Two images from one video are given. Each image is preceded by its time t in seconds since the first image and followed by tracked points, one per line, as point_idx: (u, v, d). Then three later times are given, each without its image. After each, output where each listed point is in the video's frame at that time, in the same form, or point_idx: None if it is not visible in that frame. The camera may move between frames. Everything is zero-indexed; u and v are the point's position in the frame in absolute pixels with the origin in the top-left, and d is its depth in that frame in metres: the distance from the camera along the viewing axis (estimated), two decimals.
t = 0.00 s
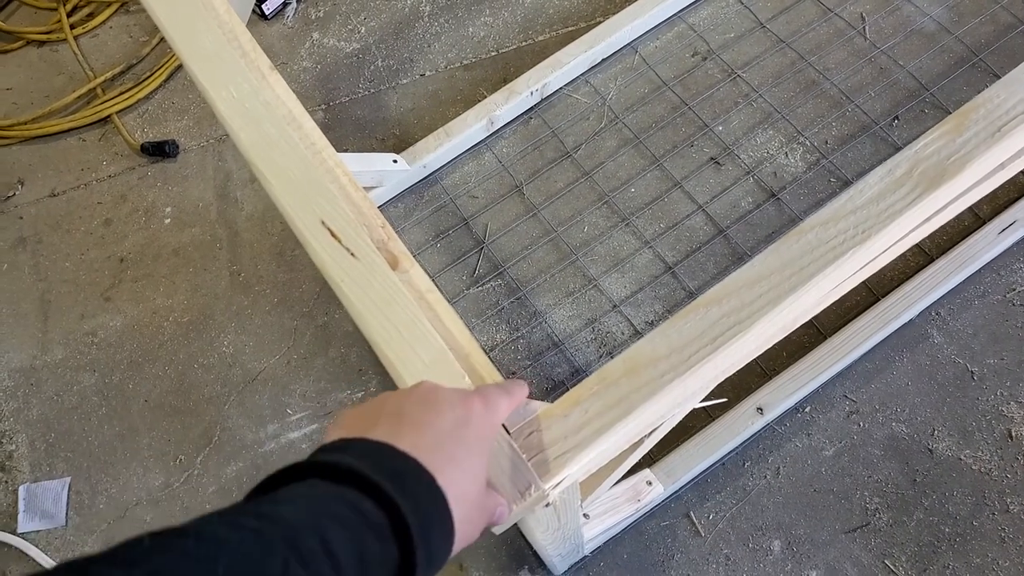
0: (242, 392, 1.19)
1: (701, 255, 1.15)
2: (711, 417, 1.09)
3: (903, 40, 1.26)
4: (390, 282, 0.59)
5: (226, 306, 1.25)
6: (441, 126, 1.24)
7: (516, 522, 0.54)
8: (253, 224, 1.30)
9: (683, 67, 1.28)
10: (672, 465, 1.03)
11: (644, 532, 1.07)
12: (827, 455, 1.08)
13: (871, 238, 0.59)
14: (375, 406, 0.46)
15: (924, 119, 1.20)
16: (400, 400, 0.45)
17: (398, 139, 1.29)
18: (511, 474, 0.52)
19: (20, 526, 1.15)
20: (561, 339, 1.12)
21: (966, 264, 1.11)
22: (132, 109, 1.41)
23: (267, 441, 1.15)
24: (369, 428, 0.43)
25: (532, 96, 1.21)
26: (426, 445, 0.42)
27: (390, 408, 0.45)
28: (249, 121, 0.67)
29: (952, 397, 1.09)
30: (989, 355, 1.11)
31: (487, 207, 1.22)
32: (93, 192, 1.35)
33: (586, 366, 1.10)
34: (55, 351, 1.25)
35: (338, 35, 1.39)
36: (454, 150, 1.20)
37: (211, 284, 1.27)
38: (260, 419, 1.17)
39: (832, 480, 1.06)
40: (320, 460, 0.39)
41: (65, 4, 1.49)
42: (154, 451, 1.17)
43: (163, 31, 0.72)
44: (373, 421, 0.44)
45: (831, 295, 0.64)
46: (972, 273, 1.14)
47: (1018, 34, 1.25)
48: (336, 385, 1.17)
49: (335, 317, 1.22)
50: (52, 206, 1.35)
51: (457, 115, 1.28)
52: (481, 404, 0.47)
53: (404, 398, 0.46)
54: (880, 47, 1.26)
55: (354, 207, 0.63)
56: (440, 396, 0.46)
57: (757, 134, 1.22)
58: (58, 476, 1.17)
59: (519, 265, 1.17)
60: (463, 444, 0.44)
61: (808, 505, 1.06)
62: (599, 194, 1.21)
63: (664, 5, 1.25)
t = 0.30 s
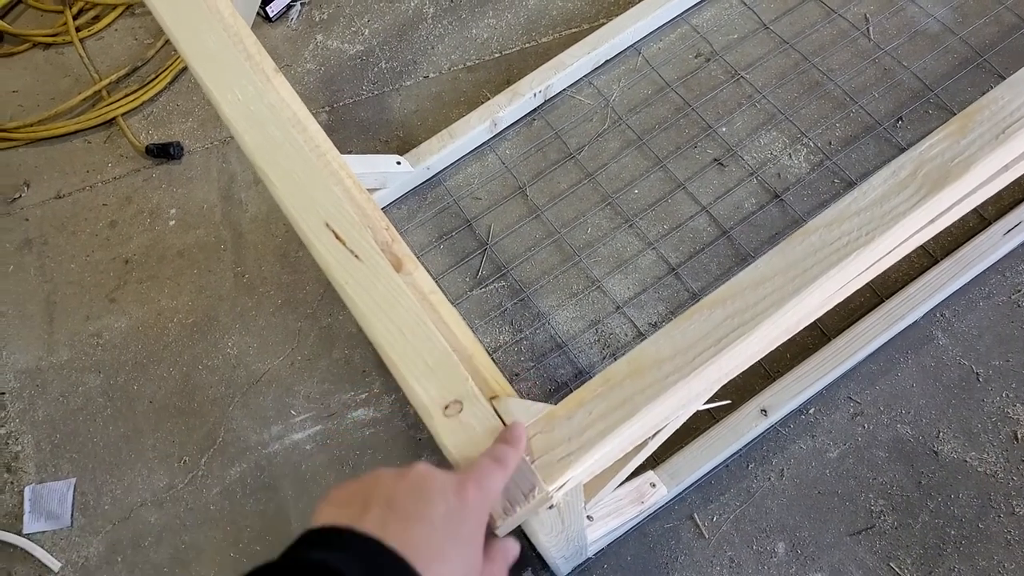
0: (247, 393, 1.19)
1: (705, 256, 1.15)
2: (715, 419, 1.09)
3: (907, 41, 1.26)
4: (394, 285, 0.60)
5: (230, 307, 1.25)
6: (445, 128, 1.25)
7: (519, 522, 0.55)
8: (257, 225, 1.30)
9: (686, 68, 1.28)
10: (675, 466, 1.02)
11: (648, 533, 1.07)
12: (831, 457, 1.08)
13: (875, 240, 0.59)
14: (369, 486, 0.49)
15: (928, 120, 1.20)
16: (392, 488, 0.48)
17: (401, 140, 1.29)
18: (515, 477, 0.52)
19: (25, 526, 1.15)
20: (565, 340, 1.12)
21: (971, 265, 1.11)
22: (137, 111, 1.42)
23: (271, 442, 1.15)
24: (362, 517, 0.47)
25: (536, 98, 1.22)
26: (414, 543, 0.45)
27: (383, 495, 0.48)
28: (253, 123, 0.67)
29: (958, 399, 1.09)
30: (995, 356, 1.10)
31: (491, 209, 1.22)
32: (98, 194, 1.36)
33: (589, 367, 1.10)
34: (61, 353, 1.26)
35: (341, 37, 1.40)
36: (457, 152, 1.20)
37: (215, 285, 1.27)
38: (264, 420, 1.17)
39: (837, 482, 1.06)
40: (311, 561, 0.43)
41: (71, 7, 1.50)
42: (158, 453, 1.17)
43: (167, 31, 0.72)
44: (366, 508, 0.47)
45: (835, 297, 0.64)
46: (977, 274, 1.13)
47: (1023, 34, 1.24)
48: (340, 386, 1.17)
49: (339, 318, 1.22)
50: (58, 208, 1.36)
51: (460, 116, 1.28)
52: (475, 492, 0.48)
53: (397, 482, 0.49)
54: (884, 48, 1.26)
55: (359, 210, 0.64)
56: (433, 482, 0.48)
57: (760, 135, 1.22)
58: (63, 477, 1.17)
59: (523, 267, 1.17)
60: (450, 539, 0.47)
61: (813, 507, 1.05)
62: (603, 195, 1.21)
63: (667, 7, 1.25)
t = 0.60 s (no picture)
0: (250, 394, 1.19)
1: (710, 261, 1.15)
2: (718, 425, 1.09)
3: (914, 48, 1.26)
4: (400, 288, 0.60)
5: (234, 308, 1.25)
6: (451, 131, 1.25)
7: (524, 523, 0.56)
8: (263, 226, 1.30)
9: (693, 73, 1.28)
10: (679, 472, 1.02)
11: (650, 539, 1.06)
12: (835, 464, 1.07)
13: (882, 248, 0.59)
14: (379, 510, 0.51)
15: (934, 127, 1.20)
16: (403, 511, 0.50)
17: (407, 143, 1.29)
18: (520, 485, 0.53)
19: (28, 524, 1.15)
20: (569, 344, 1.12)
21: (976, 274, 1.10)
22: (144, 111, 1.43)
23: (274, 443, 1.15)
24: (373, 539, 0.49)
25: (542, 102, 1.22)
26: (425, 563, 0.47)
27: (392, 518, 0.50)
28: (261, 125, 0.67)
29: (962, 407, 1.08)
30: (1000, 365, 1.10)
31: (496, 212, 1.22)
32: (104, 194, 1.37)
33: (593, 371, 1.10)
34: (66, 352, 1.26)
35: (349, 40, 1.40)
36: (463, 155, 1.21)
37: (220, 285, 1.27)
38: (268, 421, 1.17)
39: (840, 489, 1.06)
40: None
41: (80, 8, 1.50)
42: (161, 453, 1.17)
43: (176, 33, 0.72)
44: (375, 531, 0.49)
45: (841, 305, 0.64)
46: (982, 283, 1.13)
47: None
48: (343, 388, 1.17)
49: (343, 320, 1.22)
50: (65, 207, 1.36)
51: (467, 119, 1.28)
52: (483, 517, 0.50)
53: (406, 506, 0.51)
54: (891, 55, 1.26)
55: (366, 212, 0.64)
56: (442, 509, 0.51)
57: (766, 141, 1.22)
58: (66, 476, 1.18)
59: (527, 270, 1.17)
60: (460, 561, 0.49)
61: (816, 514, 1.05)
62: (608, 200, 1.21)
63: (674, 12, 1.25)
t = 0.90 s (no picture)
0: (254, 394, 1.19)
1: (714, 263, 1.15)
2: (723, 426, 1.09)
3: (918, 50, 1.26)
4: (405, 288, 0.60)
5: (239, 308, 1.26)
6: (456, 133, 1.25)
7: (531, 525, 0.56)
8: (267, 227, 1.31)
9: (697, 74, 1.28)
10: (683, 473, 1.02)
11: (655, 540, 1.06)
12: (839, 465, 1.07)
13: (887, 250, 0.59)
14: (398, 493, 0.50)
15: (939, 128, 1.20)
16: (421, 494, 0.49)
17: (412, 144, 1.29)
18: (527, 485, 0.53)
19: (33, 524, 1.15)
20: (573, 345, 1.12)
21: (981, 275, 1.10)
22: (149, 113, 1.43)
23: (279, 443, 1.15)
24: (391, 521, 0.48)
25: (546, 103, 1.22)
26: (442, 547, 0.46)
27: (411, 501, 0.49)
28: (267, 125, 0.67)
29: (967, 409, 1.08)
30: (1004, 367, 1.10)
31: (500, 213, 1.22)
32: (110, 195, 1.37)
33: (597, 372, 1.10)
34: (71, 352, 1.26)
35: (354, 41, 1.41)
36: (467, 157, 1.21)
37: (225, 286, 1.28)
38: (272, 421, 1.17)
39: (844, 491, 1.06)
40: (336, 562, 0.43)
41: (86, 9, 1.51)
42: (166, 453, 1.17)
43: (183, 34, 0.73)
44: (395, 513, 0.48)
45: (846, 306, 0.64)
46: (987, 284, 1.13)
47: None
48: (348, 389, 1.18)
49: (348, 320, 1.22)
50: (70, 208, 1.37)
51: (471, 121, 1.29)
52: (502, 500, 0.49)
53: (425, 488, 0.50)
54: (895, 57, 1.26)
55: (370, 213, 0.64)
56: (460, 491, 0.50)
57: (771, 143, 1.22)
58: (71, 476, 1.18)
59: (531, 271, 1.17)
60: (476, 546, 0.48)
61: (820, 516, 1.05)
62: (612, 201, 1.21)
63: (679, 14, 1.25)
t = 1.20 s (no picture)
0: (257, 397, 1.19)
1: (715, 263, 1.15)
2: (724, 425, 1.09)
3: (917, 50, 1.26)
4: (406, 287, 0.60)
5: (241, 311, 1.26)
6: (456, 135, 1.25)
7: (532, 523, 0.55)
8: (269, 230, 1.31)
9: (697, 75, 1.28)
10: (686, 473, 1.02)
11: (657, 540, 1.06)
12: (841, 464, 1.07)
13: (886, 245, 0.59)
14: (394, 472, 0.51)
15: (939, 128, 1.20)
16: (417, 472, 0.50)
17: (413, 146, 1.30)
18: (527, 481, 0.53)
19: (36, 528, 1.15)
20: (574, 346, 1.12)
21: (981, 274, 1.11)
22: (150, 116, 1.43)
23: (281, 446, 1.16)
24: (388, 498, 0.48)
25: (547, 104, 1.22)
26: (437, 523, 0.47)
27: (407, 478, 0.50)
28: (268, 126, 0.68)
29: (968, 407, 1.09)
30: (1005, 365, 1.10)
31: (502, 214, 1.23)
32: (111, 198, 1.37)
33: (598, 373, 1.10)
34: (73, 355, 1.27)
35: (354, 44, 1.41)
36: (468, 158, 1.21)
37: (227, 288, 1.28)
38: (274, 424, 1.17)
39: (846, 490, 1.06)
40: (331, 538, 0.44)
41: (86, 13, 1.51)
42: (168, 456, 1.17)
43: (184, 37, 0.73)
44: (391, 490, 0.49)
45: (845, 302, 0.65)
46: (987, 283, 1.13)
47: None
48: (350, 391, 1.18)
49: (349, 322, 1.23)
50: (71, 211, 1.37)
51: (472, 122, 1.29)
52: (498, 476, 0.49)
53: (421, 466, 0.50)
54: (894, 57, 1.26)
55: (371, 211, 0.64)
56: (456, 469, 0.50)
57: (771, 143, 1.22)
58: (73, 480, 1.18)
59: (533, 273, 1.18)
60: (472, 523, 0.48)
61: (822, 515, 1.05)
62: (613, 202, 1.21)
63: (679, 15, 1.26)
